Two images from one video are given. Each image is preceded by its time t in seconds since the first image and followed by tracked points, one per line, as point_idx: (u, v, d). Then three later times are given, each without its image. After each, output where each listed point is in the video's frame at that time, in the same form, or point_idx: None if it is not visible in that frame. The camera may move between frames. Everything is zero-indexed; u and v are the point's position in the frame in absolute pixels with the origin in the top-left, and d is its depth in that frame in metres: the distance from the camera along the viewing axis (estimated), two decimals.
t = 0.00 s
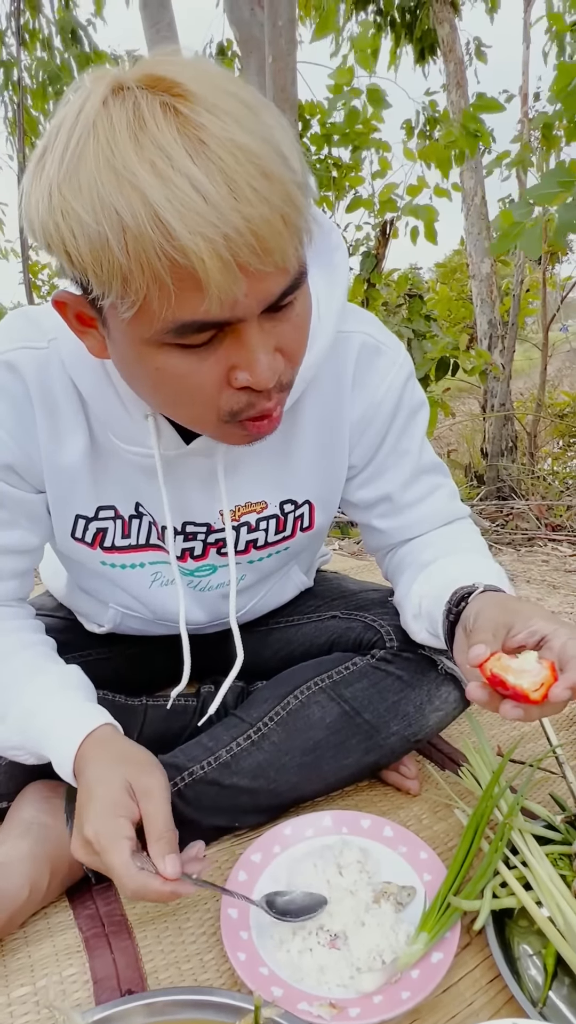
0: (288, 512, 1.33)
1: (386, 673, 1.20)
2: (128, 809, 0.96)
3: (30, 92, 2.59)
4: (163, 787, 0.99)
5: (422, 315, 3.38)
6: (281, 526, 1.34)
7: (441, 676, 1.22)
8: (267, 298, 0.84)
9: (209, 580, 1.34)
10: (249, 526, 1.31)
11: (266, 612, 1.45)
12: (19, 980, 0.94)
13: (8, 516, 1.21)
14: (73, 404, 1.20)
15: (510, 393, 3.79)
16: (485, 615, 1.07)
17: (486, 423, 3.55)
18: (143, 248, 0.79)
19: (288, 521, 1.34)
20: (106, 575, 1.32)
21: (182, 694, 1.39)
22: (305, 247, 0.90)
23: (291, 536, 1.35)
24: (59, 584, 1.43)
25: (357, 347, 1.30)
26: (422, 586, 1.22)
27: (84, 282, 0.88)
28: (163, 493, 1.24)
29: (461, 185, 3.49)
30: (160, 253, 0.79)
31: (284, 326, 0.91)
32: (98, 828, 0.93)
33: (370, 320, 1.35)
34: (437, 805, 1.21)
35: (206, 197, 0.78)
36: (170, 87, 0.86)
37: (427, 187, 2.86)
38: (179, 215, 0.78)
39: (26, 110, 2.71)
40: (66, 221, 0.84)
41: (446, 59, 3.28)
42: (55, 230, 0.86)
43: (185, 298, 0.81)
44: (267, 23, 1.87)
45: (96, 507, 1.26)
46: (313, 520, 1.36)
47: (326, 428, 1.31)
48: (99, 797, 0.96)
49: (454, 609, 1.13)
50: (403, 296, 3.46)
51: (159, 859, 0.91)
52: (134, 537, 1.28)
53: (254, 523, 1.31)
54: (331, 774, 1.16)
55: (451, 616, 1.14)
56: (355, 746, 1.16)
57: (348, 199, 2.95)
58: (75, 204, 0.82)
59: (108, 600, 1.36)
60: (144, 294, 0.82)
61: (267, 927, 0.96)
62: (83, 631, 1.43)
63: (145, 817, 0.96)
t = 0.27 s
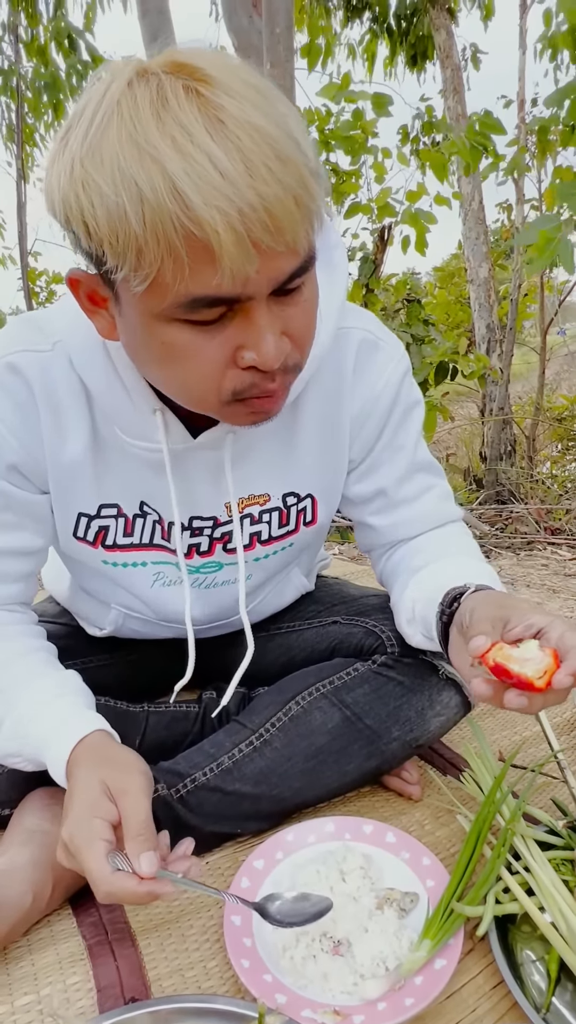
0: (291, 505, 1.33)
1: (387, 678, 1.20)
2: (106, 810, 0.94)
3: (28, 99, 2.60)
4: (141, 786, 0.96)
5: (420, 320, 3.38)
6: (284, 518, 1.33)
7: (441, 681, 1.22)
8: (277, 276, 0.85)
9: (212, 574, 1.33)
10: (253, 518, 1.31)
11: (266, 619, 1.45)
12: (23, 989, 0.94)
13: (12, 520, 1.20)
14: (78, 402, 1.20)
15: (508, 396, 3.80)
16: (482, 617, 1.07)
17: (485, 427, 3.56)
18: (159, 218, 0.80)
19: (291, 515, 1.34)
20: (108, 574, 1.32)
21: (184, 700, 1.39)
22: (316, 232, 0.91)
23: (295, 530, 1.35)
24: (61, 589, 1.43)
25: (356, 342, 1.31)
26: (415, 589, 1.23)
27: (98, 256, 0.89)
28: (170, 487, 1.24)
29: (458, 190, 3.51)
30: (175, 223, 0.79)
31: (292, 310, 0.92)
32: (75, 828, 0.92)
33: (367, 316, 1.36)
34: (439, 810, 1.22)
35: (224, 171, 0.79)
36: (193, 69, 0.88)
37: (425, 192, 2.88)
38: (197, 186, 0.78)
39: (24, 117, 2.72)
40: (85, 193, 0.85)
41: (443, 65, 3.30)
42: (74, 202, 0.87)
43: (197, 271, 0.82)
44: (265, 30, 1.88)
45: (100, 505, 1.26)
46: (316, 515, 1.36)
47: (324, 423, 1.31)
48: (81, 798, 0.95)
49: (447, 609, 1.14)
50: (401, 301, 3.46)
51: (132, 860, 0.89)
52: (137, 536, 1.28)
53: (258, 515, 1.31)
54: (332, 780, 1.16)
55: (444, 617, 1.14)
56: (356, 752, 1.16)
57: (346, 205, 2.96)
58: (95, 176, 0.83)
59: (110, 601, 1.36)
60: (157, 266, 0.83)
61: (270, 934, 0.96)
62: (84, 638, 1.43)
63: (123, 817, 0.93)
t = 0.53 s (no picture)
0: (286, 486, 1.34)
1: (386, 683, 1.20)
2: (109, 811, 0.90)
3: (27, 106, 2.61)
4: (145, 786, 0.92)
5: (419, 325, 3.39)
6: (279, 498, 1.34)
7: (440, 685, 1.22)
8: (290, 231, 0.88)
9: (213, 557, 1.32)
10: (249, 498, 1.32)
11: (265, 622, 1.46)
12: (24, 1000, 0.93)
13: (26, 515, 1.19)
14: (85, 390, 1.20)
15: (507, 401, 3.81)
16: (470, 597, 1.05)
17: (484, 431, 3.56)
18: (180, 163, 0.82)
19: (286, 495, 1.34)
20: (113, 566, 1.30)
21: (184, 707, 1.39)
22: (326, 199, 0.95)
23: (290, 512, 1.35)
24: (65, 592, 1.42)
25: (348, 328, 1.34)
26: (387, 588, 1.24)
27: (117, 210, 0.91)
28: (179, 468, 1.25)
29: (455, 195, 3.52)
30: (196, 168, 0.82)
31: (300, 274, 0.94)
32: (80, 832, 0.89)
33: (361, 304, 1.39)
34: (439, 817, 1.22)
35: (245, 123, 0.83)
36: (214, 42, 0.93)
37: (423, 198, 2.88)
38: (218, 135, 0.82)
39: (22, 125, 2.73)
40: (109, 146, 0.88)
41: (440, 71, 3.32)
42: (99, 156, 0.89)
43: (215, 217, 0.84)
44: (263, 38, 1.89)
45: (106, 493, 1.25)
46: (311, 498, 1.36)
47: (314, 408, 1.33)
48: (85, 800, 0.92)
49: (423, 601, 1.14)
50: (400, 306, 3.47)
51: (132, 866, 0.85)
52: (141, 526, 1.27)
53: (254, 494, 1.32)
54: (333, 786, 1.17)
55: (421, 608, 1.15)
56: (356, 757, 1.16)
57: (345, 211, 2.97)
58: (121, 128, 0.86)
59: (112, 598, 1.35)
60: (175, 213, 0.85)
61: (271, 943, 0.96)
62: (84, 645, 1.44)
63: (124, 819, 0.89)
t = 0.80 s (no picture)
0: (285, 488, 1.34)
1: (384, 693, 1.20)
2: (190, 862, 0.78)
3: (25, 114, 2.62)
4: (225, 833, 0.79)
5: (417, 331, 3.40)
6: (278, 500, 1.34)
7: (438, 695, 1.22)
8: (308, 194, 0.95)
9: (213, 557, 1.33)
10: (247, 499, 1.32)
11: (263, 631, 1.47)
12: (23, 1014, 0.93)
13: (52, 514, 1.15)
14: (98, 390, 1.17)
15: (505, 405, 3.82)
16: (429, 612, 1.07)
17: (482, 436, 3.57)
18: (208, 129, 0.90)
19: (284, 498, 1.35)
20: (125, 567, 1.27)
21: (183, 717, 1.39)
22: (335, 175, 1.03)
23: (288, 514, 1.35)
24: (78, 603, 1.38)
25: (348, 337, 1.36)
26: (352, 604, 1.25)
27: (144, 183, 0.97)
28: (186, 469, 1.23)
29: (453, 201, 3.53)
30: (223, 132, 0.89)
31: (317, 244, 1.00)
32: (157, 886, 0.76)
33: (361, 316, 1.42)
34: (438, 827, 1.22)
35: (263, 92, 0.91)
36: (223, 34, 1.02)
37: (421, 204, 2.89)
38: (240, 103, 0.90)
39: (20, 133, 2.74)
40: (138, 121, 0.95)
41: (436, 78, 3.33)
42: (128, 138, 0.96)
43: (242, 178, 0.91)
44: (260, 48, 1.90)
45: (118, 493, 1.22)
46: (304, 501, 1.37)
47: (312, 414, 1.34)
48: (160, 849, 0.80)
49: (385, 617, 1.16)
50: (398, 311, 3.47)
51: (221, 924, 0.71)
52: (149, 524, 1.26)
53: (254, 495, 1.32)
54: (331, 797, 1.17)
55: (382, 624, 1.16)
56: (354, 767, 1.17)
57: (343, 217, 2.98)
58: (148, 105, 0.94)
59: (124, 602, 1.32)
60: (204, 177, 0.91)
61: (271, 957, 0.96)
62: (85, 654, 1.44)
63: (207, 873, 0.76)
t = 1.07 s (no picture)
0: (293, 496, 1.34)
1: (383, 704, 1.20)
2: (260, 949, 0.73)
3: (23, 121, 2.62)
4: (298, 917, 0.75)
5: (416, 335, 3.40)
6: (286, 506, 1.34)
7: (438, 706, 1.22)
8: (329, 185, 1.00)
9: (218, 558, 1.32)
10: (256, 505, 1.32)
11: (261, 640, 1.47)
12: None
13: (80, 516, 1.11)
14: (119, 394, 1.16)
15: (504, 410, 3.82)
16: (444, 625, 1.07)
17: (481, 440, 3.57)
18: (237, 124, 0.95)
19: (293, 505, 1.34)
20: (146, 572, 1.27)
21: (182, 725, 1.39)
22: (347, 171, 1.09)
23: (295, 522, 1.35)
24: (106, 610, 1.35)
25: (354, 355, 1.36)
26: (360, 616, 1.25)
27: (175, 183, 1.00)
28: (204, 473, 1.23)
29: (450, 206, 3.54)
30: (252, 127, 0.94)
31: (339, 235, 1.05)
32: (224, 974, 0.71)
33: (370, 334, 1.42)
34: (437, 835, 1.21)
35: (284, 89, 0.97)
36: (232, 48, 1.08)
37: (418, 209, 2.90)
38: (265, 101, 0.95)
39: (18, 140, 2.74)
40: (166, 123, 0.99)
41: (433, 84, 3.34)
42: (157, 140, 1.00)
43: (272, 168, 0.96)
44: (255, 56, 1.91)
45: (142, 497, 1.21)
46: (309, 509, 1.37)
47: (316, 430, 1.34)
48: (225, 931, 0.74)
49: (396, 631, 1.15)
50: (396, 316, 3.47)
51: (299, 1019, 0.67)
52: (164, 529, 1.25)
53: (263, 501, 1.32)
54: (330, 806, 1.17)
55: (393, 639, 1.15)
56: (353, 778, 1.16)
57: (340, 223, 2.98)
58: (176, 108, 0.99)
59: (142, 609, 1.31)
60: (237, 169, 0.95)
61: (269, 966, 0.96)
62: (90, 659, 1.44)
63: (279, 962, 0.72)
